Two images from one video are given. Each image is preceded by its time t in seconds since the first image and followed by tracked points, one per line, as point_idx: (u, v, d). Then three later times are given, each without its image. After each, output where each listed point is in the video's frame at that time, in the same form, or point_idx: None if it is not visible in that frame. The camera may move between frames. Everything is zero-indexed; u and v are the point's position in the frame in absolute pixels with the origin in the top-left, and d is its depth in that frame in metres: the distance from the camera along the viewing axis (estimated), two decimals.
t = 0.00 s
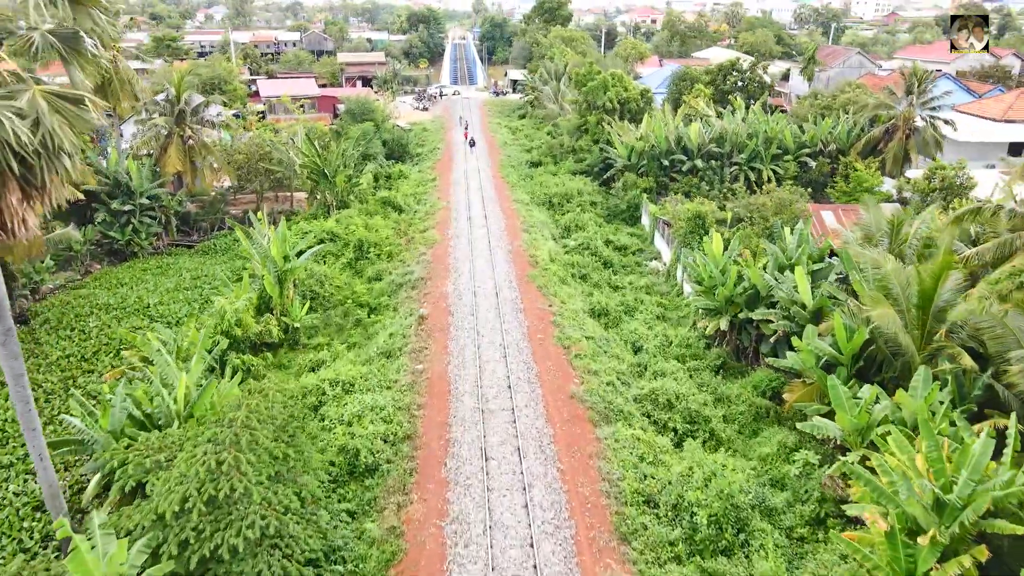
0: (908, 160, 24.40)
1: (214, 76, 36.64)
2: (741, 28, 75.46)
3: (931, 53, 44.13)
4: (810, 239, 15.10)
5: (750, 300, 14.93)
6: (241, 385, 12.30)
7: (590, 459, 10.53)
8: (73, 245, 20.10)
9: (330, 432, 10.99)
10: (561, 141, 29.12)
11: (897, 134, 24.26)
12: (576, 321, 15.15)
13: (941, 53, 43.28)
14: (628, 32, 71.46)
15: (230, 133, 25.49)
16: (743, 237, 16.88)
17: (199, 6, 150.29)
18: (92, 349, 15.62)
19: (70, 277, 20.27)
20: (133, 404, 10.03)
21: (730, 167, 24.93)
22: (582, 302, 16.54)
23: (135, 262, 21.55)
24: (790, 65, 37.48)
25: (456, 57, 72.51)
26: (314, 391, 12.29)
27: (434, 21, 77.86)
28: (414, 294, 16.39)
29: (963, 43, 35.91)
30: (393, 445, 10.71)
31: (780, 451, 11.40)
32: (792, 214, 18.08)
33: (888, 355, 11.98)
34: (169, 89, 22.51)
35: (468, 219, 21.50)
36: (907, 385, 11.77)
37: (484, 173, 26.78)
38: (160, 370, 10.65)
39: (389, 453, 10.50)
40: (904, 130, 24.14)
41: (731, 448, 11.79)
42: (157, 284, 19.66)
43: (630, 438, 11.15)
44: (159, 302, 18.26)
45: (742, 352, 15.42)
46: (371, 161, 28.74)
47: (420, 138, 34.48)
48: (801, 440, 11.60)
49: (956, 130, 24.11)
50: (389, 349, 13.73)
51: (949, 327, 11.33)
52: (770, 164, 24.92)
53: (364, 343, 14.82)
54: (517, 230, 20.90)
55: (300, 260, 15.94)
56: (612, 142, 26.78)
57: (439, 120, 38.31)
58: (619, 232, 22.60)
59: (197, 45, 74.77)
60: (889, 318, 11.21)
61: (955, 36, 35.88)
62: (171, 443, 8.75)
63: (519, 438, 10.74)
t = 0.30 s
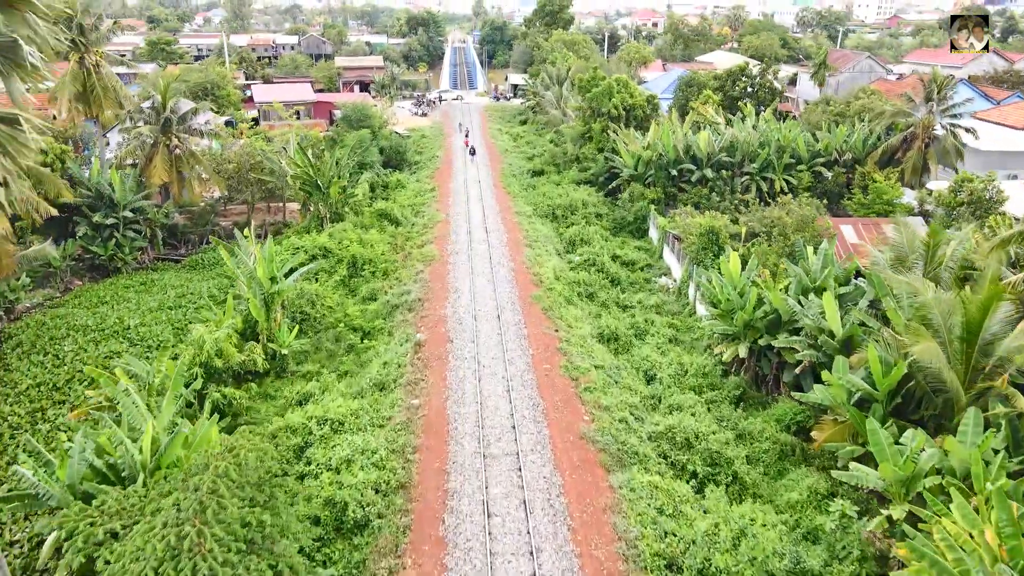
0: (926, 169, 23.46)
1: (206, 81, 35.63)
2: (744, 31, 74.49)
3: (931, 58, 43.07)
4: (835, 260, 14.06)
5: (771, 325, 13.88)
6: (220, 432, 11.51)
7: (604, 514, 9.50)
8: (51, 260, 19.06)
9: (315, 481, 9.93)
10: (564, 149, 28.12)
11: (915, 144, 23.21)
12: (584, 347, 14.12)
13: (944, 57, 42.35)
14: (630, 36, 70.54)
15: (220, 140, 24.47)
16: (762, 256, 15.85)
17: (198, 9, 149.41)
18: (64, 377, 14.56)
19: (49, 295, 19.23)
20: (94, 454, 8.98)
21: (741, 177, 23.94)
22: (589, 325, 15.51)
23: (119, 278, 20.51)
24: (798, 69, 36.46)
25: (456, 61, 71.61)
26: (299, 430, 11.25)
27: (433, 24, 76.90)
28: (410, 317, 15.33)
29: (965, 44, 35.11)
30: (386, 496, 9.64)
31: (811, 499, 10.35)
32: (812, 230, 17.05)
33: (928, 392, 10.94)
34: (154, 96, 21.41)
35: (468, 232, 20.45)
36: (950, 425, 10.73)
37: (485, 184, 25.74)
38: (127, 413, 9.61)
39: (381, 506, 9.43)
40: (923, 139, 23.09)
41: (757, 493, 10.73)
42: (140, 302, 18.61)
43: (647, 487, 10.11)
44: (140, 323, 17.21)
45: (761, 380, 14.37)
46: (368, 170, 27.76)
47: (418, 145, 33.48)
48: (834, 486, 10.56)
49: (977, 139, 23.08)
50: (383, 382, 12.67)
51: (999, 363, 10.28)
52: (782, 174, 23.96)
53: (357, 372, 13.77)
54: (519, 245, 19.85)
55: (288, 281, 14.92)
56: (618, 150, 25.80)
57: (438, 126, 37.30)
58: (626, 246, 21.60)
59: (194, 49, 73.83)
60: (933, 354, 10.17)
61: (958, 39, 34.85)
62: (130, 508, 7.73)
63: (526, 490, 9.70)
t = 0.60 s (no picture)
0: (945, 180, 22.45)
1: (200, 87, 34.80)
2: (747, 36, 73.71)
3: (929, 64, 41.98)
4: (861, 281, 13.14)
5: (792, 351, 12.96)
6: (198, 474, 10.76)
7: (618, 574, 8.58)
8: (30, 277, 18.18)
9: (300, 535, 8.99)
10: (567, 158, 27.26)
11: (933, 154, 22.15)
12: (592, 375, 13.20)
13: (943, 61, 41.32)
14: (632, 40, 69.73)
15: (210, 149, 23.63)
16: (780, 276, 14.94)
17: (197, 14, 148.93)
18: (36, 406, 13.63)
19: (28, 312, 18.33)
20: (51, 509, 8.06)
21: (751, 189, 23.09)
22: (597, 349, 14.59)
23: (101, 294, 19.59)
24: (805, 75, 35.60)
25: (456, 66, 70.86)
26: (284, 472, 10.33)
27: (433, 29, 76.17)
28: (407, 341, 14.40)
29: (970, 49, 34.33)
30: (377, 552, 8.71)
31: (845, 550, 9.41)
32: (832, 248, 16.16)
33: (970, 430, 9.99)
34: (140, 104, 20.54)
35: (468, 247, 19.55)
36: (996, 468, 9.78)
37: (486, 195, 24.85)
38: (90, 459, 8.70)
39: (371, 564, 8.50)
40: (942, 148, 22.03)
41: (783, 543, 9.80)
42: (122, 322, 17.68)
43: (664, 539, 9.18)
44: (121, 344, 16.29)
45: (781, 409, 13.46)
46: (365, 180, 26.91)
47: (417, 153, 32.63)
48: (869, 536, 9.61)
49: (999, 149, 22.37)
50: (377, 416, 11.74)
51: None
52: (794, 185, 23.11)
53: (349, 403, 12.85)
54: (522, 261, 18.94)
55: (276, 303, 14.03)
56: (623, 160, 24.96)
57: (438, 134, 36.44)
58: (632, 261, 20.72)
59: (191, 54, 73.18)
60: (979, 392, 9.23)
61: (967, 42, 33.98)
62: None
63: (532, 546, 8.78)
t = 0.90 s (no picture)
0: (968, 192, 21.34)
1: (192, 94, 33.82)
2: (751, 41, 72.75)
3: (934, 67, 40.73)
4: (895, 309, 12.13)
5: (820, 385, 11.95)
6: (169, 528, 9.72)
7: None
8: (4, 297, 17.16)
9: None
10: (570, 168, 26.28)
11: (954, 164, 21.08)
12: (603, 410, 12.17)
13: (950, 64, 40.16)
14: (634, 45, 68.80)
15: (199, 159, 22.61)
16: (803, 299, 13.93)
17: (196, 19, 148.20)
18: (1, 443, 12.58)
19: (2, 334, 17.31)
20: None
21: (764, 202, 22.11)
22: (607, 379, 13.57)
23: (81, 314, 18.55)
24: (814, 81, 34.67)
25: (455, 72, 69.93)
26: (263, 528, 9.30)
27: (433, 34, 75.24)
28: (402, 370, 13.37)
29: (965, 47, 33.13)
30: None
31: None
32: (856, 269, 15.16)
33: None
34: (124, 113, 19.51)
35: (467, 264, 18.52)
36: None
37: (487, 207, 23.84)
38: (38, 524, 7.66)
39: None
40: (964, 159, 20.95)
41: None
42: (101, 345, 16.65)
43: None
44: (98, 371, 15.26)
45: (807, 446, 12.44)
46: (361, 191, 25.92)
47: (415, 162, 31.66)
48: None
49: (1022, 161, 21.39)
50: (368, 460, 10.70)
51: None
52: (808, 198, 22.13)
53: (338, 441, 11.82)
54: (525, 279, 17.90)
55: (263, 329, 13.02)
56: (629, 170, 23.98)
57: (437, 141, 35.46)
58: (641, 279, 19.72)
59: (188, 60, 72.27)
60: None
61: (968, 41, 32.85)
62: None
63: None
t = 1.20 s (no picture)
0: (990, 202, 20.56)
1: (184, 99, 32.99)
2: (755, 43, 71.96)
3: (944, 70, 40.08)
4: (930, 334, 11.22)
5: (848, 417, 11.03)
6: None
7: None
8: None
9: None
10: (574, 176, 25.41)
11: (976, 172, 20.33)
12: (614, 444, 11.27)
13: (959, 67, 39.60)
14: (636, 48, 68.01)
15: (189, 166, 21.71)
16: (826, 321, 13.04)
17: (194, 22, 147.56)
18: None
19: None
20: None
21: (776, 212, 21.23)
22: (617, 407, 12.67)
23: (61, 331, 17.60)
24: (823, 84, 33.86)
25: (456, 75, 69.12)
26: None
27: (433, 36, 74.50)
28: (398, 398, 12.46)
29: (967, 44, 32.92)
30: None
31: None
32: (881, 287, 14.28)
33: None
34: (107, 120, 18.60)
35: (468, 278, 17.64)
36: None
37: (488, 217, 22.99)
38: None
39: None
40: (986, 167, 20.19)
41: None
42: (80, 366, 15.70)
43: None
44: (74, 395, 14.32)
45: (834, 481, 11.50)
46: (357, 200, 25.06)
47: (413, 168, 30.79)
48: None
49: None
50: (359, 503, 9.79)
51: None
52: (822, 207, 21.27)
53: (328, 478, 10.91)
54: (528, 294, 17.02)
55: (249, 355, 12.11)
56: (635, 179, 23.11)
57: (437, 146, 34.61)
58: (649, 294, 18.84)
59: (186, 62, 71.72)
60: None
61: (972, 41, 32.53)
62: None
63: None
